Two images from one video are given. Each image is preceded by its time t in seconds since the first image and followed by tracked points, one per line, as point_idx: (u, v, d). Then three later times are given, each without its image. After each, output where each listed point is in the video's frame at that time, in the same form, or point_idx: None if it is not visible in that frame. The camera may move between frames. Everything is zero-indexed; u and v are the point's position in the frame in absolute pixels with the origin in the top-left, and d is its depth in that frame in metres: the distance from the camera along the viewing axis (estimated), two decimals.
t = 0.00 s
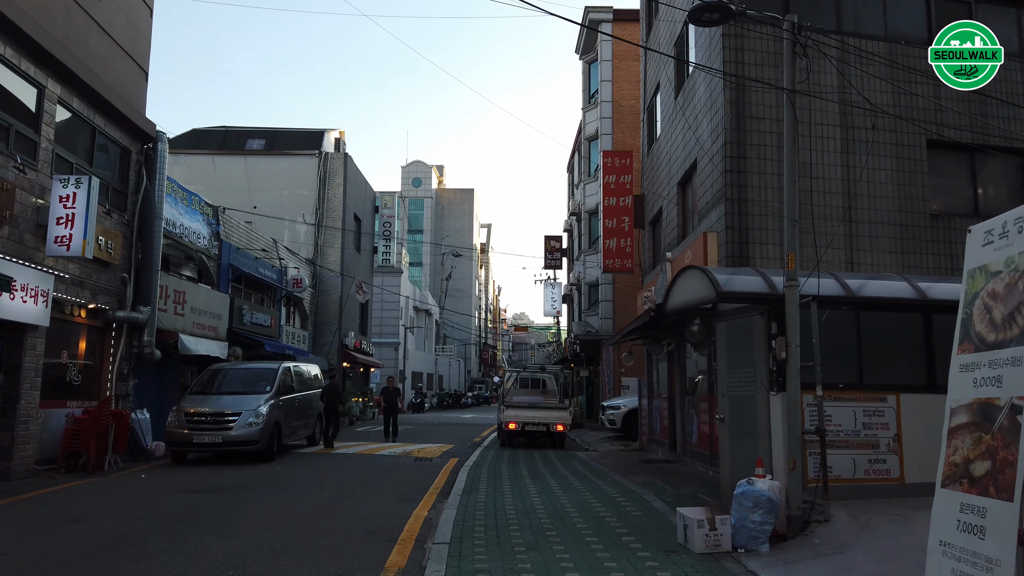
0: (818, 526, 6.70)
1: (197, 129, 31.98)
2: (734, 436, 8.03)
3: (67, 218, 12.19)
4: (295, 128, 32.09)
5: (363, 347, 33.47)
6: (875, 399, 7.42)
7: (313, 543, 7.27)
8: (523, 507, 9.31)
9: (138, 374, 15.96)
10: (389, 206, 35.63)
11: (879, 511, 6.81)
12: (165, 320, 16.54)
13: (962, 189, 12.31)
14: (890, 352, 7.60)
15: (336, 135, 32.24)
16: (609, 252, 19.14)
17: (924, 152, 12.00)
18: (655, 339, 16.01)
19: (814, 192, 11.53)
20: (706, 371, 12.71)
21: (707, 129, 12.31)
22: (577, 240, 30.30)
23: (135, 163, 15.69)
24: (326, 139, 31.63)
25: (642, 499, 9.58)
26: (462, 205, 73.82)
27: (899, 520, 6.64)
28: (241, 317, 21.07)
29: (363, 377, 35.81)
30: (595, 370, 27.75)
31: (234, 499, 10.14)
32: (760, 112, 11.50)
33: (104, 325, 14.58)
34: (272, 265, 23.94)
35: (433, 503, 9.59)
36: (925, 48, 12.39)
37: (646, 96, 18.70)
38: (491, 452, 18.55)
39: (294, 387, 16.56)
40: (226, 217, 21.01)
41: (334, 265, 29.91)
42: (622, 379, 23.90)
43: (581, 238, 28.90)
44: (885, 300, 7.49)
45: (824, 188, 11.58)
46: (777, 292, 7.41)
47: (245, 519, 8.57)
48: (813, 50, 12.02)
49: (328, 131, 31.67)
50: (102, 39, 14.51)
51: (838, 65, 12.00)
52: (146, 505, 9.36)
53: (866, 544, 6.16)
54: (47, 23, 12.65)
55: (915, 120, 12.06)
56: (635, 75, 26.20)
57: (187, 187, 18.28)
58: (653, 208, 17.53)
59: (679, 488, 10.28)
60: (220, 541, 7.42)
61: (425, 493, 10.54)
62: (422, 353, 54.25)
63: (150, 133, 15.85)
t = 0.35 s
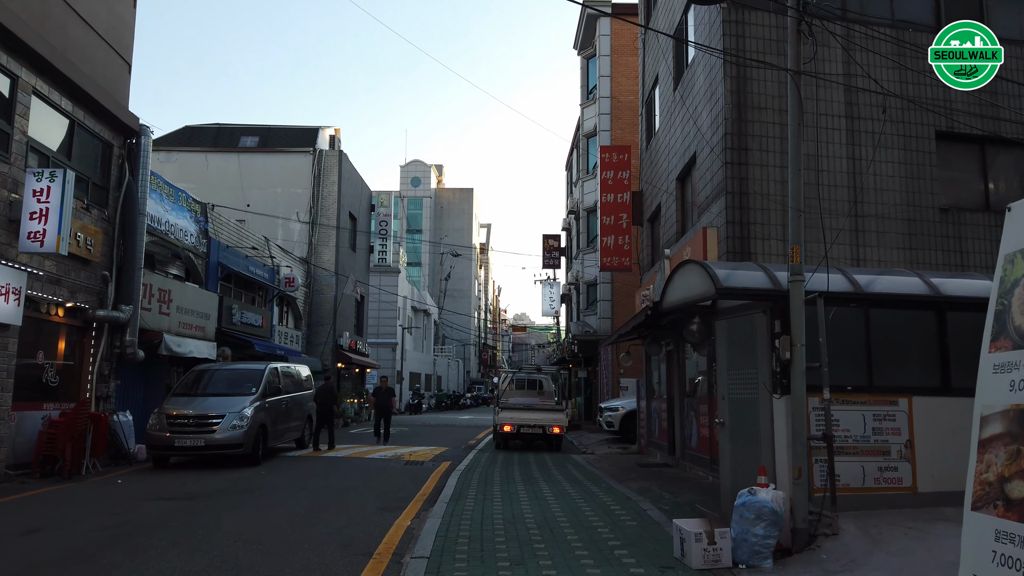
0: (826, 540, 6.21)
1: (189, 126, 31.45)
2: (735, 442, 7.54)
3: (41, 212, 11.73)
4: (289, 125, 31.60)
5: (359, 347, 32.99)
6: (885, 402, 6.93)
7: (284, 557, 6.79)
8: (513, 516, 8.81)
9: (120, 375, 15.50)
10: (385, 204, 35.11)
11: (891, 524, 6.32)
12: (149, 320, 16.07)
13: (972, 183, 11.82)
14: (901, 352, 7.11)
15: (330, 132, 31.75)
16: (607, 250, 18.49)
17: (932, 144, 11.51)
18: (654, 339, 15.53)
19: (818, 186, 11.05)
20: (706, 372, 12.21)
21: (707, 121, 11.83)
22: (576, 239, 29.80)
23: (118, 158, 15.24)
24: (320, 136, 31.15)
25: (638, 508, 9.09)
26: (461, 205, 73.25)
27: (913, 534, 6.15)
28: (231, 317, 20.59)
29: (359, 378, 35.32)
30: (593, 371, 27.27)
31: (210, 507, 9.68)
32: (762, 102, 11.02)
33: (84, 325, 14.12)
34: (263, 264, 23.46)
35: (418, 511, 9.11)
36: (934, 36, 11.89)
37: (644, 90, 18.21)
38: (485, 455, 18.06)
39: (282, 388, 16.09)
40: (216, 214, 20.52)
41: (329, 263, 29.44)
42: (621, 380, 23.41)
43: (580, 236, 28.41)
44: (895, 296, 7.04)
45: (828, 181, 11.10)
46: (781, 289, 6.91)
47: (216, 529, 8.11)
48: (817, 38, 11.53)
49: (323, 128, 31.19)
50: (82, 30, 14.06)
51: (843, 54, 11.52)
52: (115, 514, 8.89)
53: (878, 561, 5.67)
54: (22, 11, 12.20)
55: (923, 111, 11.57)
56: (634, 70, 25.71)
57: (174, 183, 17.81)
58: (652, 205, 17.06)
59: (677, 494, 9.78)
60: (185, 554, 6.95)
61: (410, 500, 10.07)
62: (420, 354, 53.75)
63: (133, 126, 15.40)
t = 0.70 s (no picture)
0: (835, 561, 5.67)
1: (181, 126, 30.93)
2: (735, 451, 7.00)
3: (8, 210, 11.21)
4: (282, 125, 31.13)
5: (353, 351, 32.46)
6: (897, 408, 6.39)
7: None
8: (499, 530, 8.26)
9: (99, 379, 14.97)
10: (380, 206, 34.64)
11: (907, 544, 5.78)
12: (129, 322, 15.55)
13: (983, 177, 11.29)
14: (915, 354, 6.58)
15: (324, 132, 31.25)
16: (603, 250, 18.07)
17: (942, 136, 10.98)
18: (651, 341, 15.00)
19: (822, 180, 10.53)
20: (705, 377, 11.67)
21: (705, 113, 11.32)
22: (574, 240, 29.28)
23: (96, 155, 14.74)
24: (314, 137, 30.63)
25: (632, 521, 8.54)
26: (460, 207, 72.66)
27: (931, 554, 5.61)
28: (218, 320, 20.07)
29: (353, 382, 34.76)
30: (591, 375, 26.72)
31: (180, 521, 9.14)
32: (763, 93, 10.51)
33: (60, 327, 13.59)
34: (253, 266, 22.95)
35: (398, 525, 8.57)
36: (943, 24, 11.35)
37: (642, 85, 17.68)
38: (478, 462, 17.52)
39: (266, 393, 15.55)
40: (203, 215, 20.01)
41: (322, 266, 28.93)
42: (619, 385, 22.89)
43: (577, 237, 27.88)
44: (906, 292, 6.51)
45: (832, 175, 10.58)
46: (784, 285, 6.36)
47: (179, 547, 7.57)
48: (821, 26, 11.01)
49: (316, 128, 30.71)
50: (57, 21, 13.57)
51: (848, 42, 10.99)
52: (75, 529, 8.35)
53: None
54: None
55: (931, 103, 11.05)
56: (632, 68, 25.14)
57: (157, 182, 17.31)
58: (649, 203, 16.54)
59: (674, 506, 9.23)
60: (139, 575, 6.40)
61: (392, 512, 9.52)
62: (418, 358, 53.22)
63: (112, 123, 14.90)
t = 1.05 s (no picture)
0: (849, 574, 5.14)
1: (173, 121, 30.38)
2: (739, 451, 6.48)
3: None
4: (276, 120, 30.61)
5: (348, 350, 31.94)
6: (916, 405, 5.86)
7: None
8: (486, 537, 7.73)
9: (78, 377, 14.44)
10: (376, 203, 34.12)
11: (929, 554, 5.24)
12: (111, 319, 15.04)
13: (998, 165, 10.75)
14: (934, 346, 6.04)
15: (319, 127, 30.72)
16: (601, 245, 17.52)
17: (956, 121, 10.44)
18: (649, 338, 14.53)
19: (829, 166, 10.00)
20: (707, 374, 11.15)
21: (707, 97, 10.79)
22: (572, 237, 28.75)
23: (75, 145, 14.22)
24: (309, 132, 30.13)
25: (628, 527, 7.99)
26: (459, 206, 72.03)
27: (957, 566, 5.06)
28: (207, 318, 19.54)
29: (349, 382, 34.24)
30: (590, 374, 26.18)
31: (148, 527, 8.62)
32: (767, 74, 9.97)
33: (36, 323, 13.05)
34: (245, 262, 22.44)
35: (379, 531, 8.05)
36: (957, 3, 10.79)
37: (642, 74, 17.11)
38: (472, 463, 16.99)
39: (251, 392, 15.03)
40: (191, 209, 19.51)
41: (317, 263, 28.39)
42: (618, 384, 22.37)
43: (576, 234, 27.33)
44: (926, 279, 5.94)
45: (841, 161, 10.05)
46: (794, 271, 5.82)
47: (140, 556, 7.02)
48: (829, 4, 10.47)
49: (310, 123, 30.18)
50: (34, 6, 13.06)
51: (857, 22, 10.45)
52: (34, 536, 7.83)
53: None
54: None
55: (945, 86, 10.51)
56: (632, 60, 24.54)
57: (142, 175, 16.82)
58: (649, 196, 16.00)
59: (673, 511, 8.70)
60: None
61: (374, 517, 8.98)
62: (417, 357, 52.71)
63: (93, 111, 14.38)
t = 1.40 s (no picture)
0: None
1: (165, 117, 29.81)
2: (745, 458, 5.98)
3: None
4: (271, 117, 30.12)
5: (344, 350, 31.44)
6: (940, 409, 5.35)
7: None
8: (473, 549, 7.24)
9: (57, 378, 13.94)
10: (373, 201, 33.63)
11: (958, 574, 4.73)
12: (93, 317, 14.54)
13: (1016, 155, 10.23)
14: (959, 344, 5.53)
15: (314, 124, 30.21)
16: (601, 242, 16.89)
17: (972, 109, 9.94)
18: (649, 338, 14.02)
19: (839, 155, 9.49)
20: (709, 375, 10.63)
21: (710, 84, 10.28)
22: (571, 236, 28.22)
23: (54, 137, 13.73)
24: (304, 128, 29.60)
25: (625, 539, 7.46)
26: (459, 206, 71.27)
27: None
28: (195, 317, 19.05)
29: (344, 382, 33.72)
30: (589, 375, 25.63)
31: (115, 536, 8.13)
32: (773, 59, 9.47)
33: (12, 321, 12.53)
34: (236, 261, 21.94)
35: (359, 542, 7.56)
36: None
37: (642, 65, 16.59)
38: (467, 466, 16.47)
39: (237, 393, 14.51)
40: (179, 205, 19.01)
41: (311, 262, 27.86)
42: (617, 385, 21.87)
43: (575, 232, 26.79)
44: (952, 270, 5.42)
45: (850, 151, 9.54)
46: (806, 262, 5.31)
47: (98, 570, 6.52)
48: None
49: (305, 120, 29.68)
50: None
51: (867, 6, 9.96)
52: None
53: None
54: None
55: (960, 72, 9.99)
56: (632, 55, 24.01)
57: (127, 169, 16.36)
58: (649, 191, 15.50)
59: (673, 521, 8.19)
60: None
61: (356, 526, 8.46)
62: (415, 358, 52.17)
63: (72, 103, 13.90)
